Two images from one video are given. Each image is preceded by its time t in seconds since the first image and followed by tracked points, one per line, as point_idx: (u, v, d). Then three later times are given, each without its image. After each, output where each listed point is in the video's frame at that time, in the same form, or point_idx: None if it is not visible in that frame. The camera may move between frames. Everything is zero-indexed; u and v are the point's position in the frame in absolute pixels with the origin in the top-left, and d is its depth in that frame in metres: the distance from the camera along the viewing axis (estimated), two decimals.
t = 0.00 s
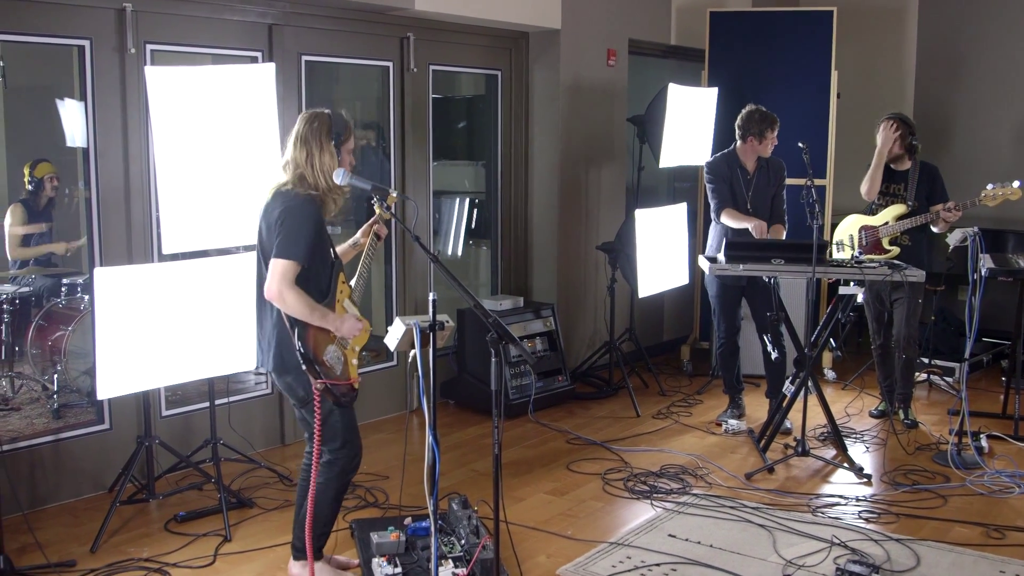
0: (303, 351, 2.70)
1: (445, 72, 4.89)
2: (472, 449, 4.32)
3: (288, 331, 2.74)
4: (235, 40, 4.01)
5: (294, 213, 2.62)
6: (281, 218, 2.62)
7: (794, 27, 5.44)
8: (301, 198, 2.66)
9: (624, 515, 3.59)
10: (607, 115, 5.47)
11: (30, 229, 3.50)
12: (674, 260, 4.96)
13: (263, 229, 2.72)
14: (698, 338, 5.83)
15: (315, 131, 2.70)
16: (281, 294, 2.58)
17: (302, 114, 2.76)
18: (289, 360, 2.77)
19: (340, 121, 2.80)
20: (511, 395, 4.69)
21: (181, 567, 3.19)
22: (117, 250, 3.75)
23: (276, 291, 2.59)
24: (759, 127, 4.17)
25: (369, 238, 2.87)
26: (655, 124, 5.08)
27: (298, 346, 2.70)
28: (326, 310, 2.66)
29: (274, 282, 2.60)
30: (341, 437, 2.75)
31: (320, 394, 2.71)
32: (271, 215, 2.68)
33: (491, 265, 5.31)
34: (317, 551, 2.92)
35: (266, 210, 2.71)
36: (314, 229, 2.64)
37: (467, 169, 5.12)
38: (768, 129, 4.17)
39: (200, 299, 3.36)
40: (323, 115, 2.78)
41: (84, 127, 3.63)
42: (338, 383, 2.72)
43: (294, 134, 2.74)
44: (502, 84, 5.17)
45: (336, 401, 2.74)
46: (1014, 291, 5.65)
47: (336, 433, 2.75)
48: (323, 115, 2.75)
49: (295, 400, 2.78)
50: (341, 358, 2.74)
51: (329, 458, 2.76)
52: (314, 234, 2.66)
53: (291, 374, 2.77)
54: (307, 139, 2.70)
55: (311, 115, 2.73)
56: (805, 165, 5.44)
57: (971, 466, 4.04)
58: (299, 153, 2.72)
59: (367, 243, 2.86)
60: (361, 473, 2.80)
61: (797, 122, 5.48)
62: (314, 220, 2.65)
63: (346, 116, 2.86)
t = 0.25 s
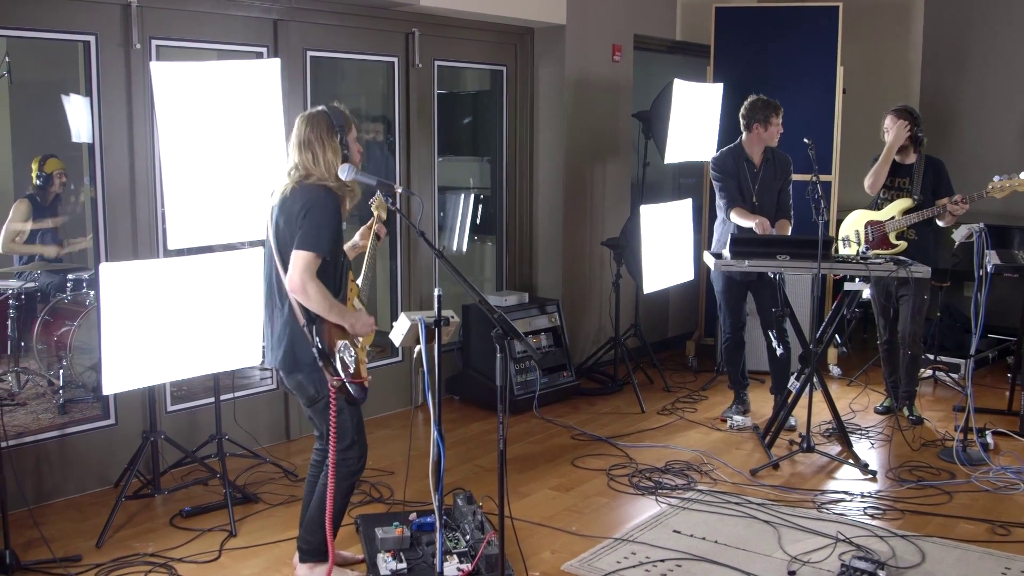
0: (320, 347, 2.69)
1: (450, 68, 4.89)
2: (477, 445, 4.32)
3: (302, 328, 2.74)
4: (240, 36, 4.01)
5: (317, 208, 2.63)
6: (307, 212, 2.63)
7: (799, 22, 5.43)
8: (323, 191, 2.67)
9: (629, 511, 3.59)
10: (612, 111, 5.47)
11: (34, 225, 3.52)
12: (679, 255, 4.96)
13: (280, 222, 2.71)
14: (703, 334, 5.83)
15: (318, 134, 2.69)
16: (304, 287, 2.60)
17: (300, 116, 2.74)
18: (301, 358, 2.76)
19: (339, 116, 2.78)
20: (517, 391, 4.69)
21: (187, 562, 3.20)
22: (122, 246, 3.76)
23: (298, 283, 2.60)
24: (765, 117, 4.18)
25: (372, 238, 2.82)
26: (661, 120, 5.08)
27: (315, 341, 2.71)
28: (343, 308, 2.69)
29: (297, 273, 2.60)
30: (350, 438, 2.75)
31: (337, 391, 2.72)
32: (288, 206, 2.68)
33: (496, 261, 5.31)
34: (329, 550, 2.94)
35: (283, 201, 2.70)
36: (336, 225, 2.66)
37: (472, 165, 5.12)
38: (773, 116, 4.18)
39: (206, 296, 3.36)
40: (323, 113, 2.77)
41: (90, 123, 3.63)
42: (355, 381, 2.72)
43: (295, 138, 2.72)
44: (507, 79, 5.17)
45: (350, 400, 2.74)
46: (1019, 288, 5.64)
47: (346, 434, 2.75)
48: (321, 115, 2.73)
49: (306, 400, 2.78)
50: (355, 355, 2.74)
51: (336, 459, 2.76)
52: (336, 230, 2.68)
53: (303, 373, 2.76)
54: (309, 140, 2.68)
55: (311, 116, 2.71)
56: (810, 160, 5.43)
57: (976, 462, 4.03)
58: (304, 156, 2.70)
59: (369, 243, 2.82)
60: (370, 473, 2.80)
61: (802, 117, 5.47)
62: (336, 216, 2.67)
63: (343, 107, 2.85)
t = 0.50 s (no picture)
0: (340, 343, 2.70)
1: (457, 65, 4.89)
2: (483, 442, 4.32)
3: (320, 325, 2.73)
4: (247, 32, 4.01)
5: (332, 199, 2.65)
6: (319, 205, 2.64)
7: (806, 19, 5.42)
8: (334, 183, 2.68)
9: (635, 508, 3.59)
10: (619, 108, 5.46)
11: (43, 222, 3.52)
12: (686, 253, 4.95)
13: (291, 218, 2.71)
14: (710, 331, 5.82)
15: (324, 124, 2.69)
16: (332, 279, 2.61)
17: (309, 108, 2.73)
18: (318, 354, 2.76)
19: (347, 110, 2.78)
20: (523, 388, 4.69)
21: (194, 558, 3.20)
22: (129, 242, 3.77)
23: (326, 275, 2.61)
24: (775, 120, 4.15)
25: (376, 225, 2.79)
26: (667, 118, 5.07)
27: (335, 337, 2.71)
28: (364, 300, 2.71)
29: (322, 265, 2.61)
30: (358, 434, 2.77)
31: (358, 386, 2.72)
32: (300, 201, 2.68)
33: (502, 258, 5.31)
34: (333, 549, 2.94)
35: (292, 198, 2.70)
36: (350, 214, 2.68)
37: (479, 162, 5.12)
38: (783, 120, 4.15)
39: (217, 294, 3.38)
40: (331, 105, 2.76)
41: (98, 120, 3.63)
42: (374, 375, 2.72)
43: (302, 131, 2.72)
44: (514, 76, 5.16)
45: (367, 395, 2.75)
46: None
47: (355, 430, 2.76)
48: (330, 106, 2.72)
49: (319, 397, 2.78)
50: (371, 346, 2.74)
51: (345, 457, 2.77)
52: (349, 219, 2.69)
53: (316, 369, 2.76)
54: (317, 131, 2.69)
55: (321, 107, 2.71)
56: (817, 157, 5.42)
57: (984, 460, 4.02)
58: (310, 146, 2.71)
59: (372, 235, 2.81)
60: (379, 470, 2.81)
61: (809, 115, 5.46)
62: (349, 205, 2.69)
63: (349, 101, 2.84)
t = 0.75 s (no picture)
0: (339, 341, 2.70)
1: (463, 63, 4.89)
2: (489, 440, 4.32)
3: (321, 322, 2.73)
4: (254, 30, 4.01)
5: (343, 200, 2.63)
6: (332, 204, 2.63)
7: (812, 17, 5.41)
8: (350, 185, 2.67)
9: (641, 506, 3.59)
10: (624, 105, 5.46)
11: (54, 220, 3.53)
12: (692, 250, 4.95)
13: (303, 212, 2.70)
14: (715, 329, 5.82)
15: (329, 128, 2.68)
16: (330, 278, 2.58)
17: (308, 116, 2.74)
18: (318, 350, 2.75)
19: (348, 106, 2.74)
20: (529, 386, 4.69)
21: (200, 555, 3.21)
22: (136, 239, 3.77)
23: (324, 274, 2.59)
24: (781, 109, 4.17)
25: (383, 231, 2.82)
26: (674, 115, 5.06)
27: (334, 335, 2.70)
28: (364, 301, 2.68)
29: (322, 264, 2.59)
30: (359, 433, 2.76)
31: (354, 384, 2.72)
32: (313, 197, 2.67)
33: (508, 255, 5.32)
34: (336, 547, 2.95)
35: (306, 194, 2.70)
36: (361, 217, 2.67)
37: (484, 159, 5.12)
38: (788, 110, 4.17)
39: (218, 292, 3.36)
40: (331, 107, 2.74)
41: (104, 117, 3.64)
42: (372, 374, 2.72)
43: (309, 128, 2.72)
44: (520, 74, 5.16)
45: (365, 393, 2.75)
46: None
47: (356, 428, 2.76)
48: (332, 110, 2.71)
49: (319, 393, 2.78)
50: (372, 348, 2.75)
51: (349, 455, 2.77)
52: (360, 222, 2.67)
53: (316, 365, 2.76)
54: (322, 138, 2.69)
55: (321, 115, 2.71)
56: (823, 155, 5.42)
57: (990, 458, 4.02)
58: (321, 154, 2.71)
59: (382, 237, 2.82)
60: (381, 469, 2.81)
61: (815, 112, 5.45)
62: (361, 209, 2.67)
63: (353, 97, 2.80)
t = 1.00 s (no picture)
0: (340, 339, 2.71)
1: (466, 61, 4.88)
2: (493, 438, 4.33)
3: (321, 322, 2.75)
4: (258, 28, 4.01)
5: (332, 203, 2.62)
6: (320, 208, 2.62)
7: (816, 15, 5.41)
8: (339, 186, 2.66)
9: (645, 504, 3.59)
10: (628, 104, 5.45)
11: (53, 218, 3.52)
12: (696, 249, 4.95)
13: (297, 218, 2.70)
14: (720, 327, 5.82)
15: (332, 122, 2.68)
16: (325, 282, 2.59)
17: (317, 105, 2.73)
18: (320, 350, 2.76)
19: (357, 107, 2.75)
20: (533, 384, 4.69)
21: (204, 553, 3.21)
22: (140, 237, 3.77)
23: (319, 279, 2.60)
24: (786, 116, 4.15)
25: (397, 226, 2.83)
26: (678, 114, 5.05)
27: (333, 334, 2.71)
28: (363, 299, 2.69)
29: (317, 269, 2.60)
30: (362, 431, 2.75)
31: (354, 382, 2.72)
32: (305, 202, 2.67)
33: (512, 253, 5.32)
34: (339, 546, 2.94)
35: (298, 200, 2.70)
36: (351, 217, 2.65)
37: (488, 158, 5.12)
38: (793, 117, 4.15)
39: (222, 290, 3.36)
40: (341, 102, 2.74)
41: (108, 116, 3.64)
42: (374, 373, 2.73)
43: (310, 127, 2.71)
44: (523, 72, 5.16)
45: (367, 392, 2.75)
46: None
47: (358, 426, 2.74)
48: (339, 103, 2.71)
49: (322, 392, 2.79)
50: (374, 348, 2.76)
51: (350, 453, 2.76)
52: (351, 222, 2.66)
53: (318, 364, 2.76)
54: (325, 129, 2.67)
55: (330, 104, 2.70)
56: (828, 154, 5.41)
57: (994, 457, 4.01)
58: (319, 146, 2.70)
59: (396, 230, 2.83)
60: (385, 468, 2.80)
61: (819, 111, 5.45)
62: (351, 209, 2.66)
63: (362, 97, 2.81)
